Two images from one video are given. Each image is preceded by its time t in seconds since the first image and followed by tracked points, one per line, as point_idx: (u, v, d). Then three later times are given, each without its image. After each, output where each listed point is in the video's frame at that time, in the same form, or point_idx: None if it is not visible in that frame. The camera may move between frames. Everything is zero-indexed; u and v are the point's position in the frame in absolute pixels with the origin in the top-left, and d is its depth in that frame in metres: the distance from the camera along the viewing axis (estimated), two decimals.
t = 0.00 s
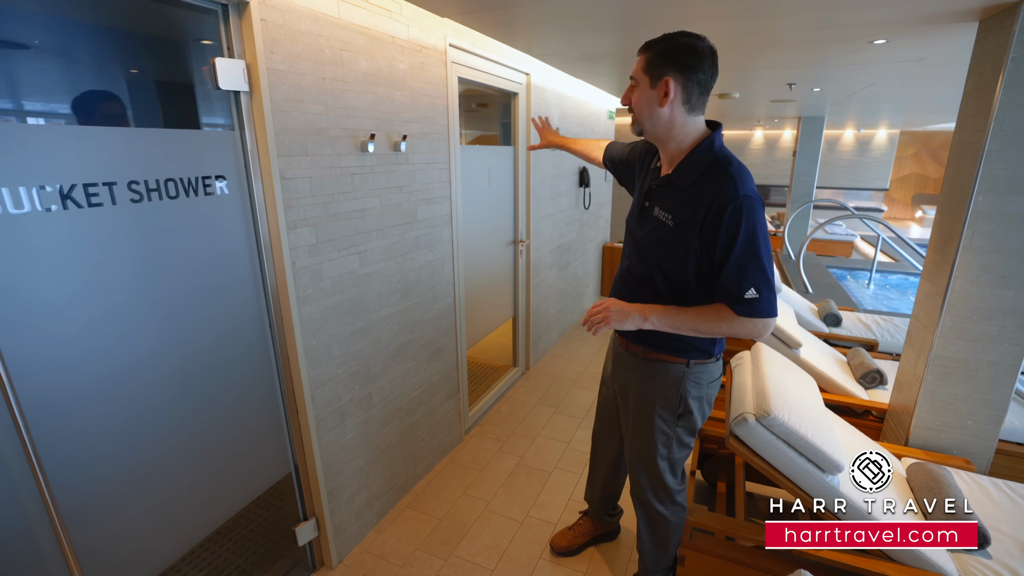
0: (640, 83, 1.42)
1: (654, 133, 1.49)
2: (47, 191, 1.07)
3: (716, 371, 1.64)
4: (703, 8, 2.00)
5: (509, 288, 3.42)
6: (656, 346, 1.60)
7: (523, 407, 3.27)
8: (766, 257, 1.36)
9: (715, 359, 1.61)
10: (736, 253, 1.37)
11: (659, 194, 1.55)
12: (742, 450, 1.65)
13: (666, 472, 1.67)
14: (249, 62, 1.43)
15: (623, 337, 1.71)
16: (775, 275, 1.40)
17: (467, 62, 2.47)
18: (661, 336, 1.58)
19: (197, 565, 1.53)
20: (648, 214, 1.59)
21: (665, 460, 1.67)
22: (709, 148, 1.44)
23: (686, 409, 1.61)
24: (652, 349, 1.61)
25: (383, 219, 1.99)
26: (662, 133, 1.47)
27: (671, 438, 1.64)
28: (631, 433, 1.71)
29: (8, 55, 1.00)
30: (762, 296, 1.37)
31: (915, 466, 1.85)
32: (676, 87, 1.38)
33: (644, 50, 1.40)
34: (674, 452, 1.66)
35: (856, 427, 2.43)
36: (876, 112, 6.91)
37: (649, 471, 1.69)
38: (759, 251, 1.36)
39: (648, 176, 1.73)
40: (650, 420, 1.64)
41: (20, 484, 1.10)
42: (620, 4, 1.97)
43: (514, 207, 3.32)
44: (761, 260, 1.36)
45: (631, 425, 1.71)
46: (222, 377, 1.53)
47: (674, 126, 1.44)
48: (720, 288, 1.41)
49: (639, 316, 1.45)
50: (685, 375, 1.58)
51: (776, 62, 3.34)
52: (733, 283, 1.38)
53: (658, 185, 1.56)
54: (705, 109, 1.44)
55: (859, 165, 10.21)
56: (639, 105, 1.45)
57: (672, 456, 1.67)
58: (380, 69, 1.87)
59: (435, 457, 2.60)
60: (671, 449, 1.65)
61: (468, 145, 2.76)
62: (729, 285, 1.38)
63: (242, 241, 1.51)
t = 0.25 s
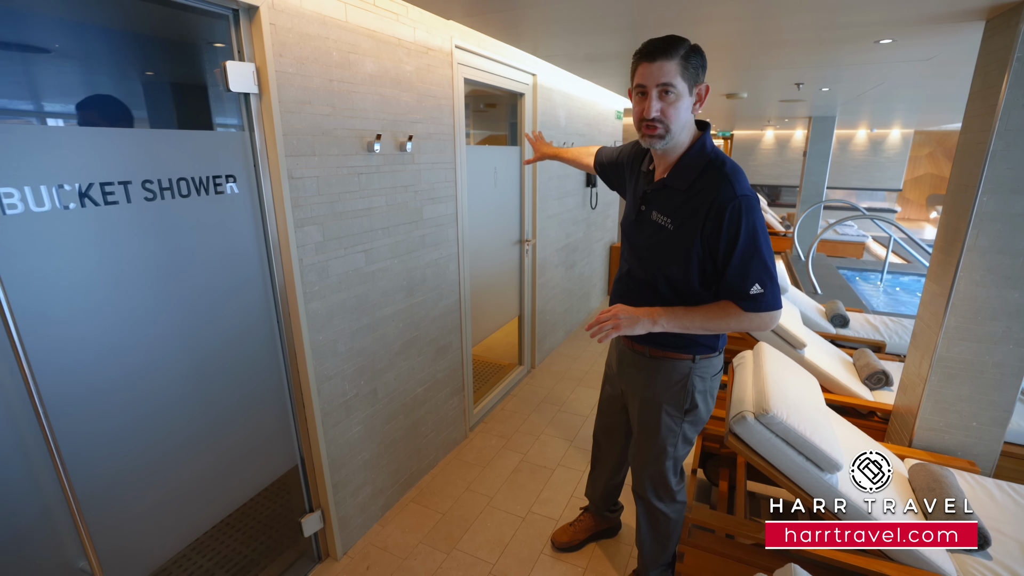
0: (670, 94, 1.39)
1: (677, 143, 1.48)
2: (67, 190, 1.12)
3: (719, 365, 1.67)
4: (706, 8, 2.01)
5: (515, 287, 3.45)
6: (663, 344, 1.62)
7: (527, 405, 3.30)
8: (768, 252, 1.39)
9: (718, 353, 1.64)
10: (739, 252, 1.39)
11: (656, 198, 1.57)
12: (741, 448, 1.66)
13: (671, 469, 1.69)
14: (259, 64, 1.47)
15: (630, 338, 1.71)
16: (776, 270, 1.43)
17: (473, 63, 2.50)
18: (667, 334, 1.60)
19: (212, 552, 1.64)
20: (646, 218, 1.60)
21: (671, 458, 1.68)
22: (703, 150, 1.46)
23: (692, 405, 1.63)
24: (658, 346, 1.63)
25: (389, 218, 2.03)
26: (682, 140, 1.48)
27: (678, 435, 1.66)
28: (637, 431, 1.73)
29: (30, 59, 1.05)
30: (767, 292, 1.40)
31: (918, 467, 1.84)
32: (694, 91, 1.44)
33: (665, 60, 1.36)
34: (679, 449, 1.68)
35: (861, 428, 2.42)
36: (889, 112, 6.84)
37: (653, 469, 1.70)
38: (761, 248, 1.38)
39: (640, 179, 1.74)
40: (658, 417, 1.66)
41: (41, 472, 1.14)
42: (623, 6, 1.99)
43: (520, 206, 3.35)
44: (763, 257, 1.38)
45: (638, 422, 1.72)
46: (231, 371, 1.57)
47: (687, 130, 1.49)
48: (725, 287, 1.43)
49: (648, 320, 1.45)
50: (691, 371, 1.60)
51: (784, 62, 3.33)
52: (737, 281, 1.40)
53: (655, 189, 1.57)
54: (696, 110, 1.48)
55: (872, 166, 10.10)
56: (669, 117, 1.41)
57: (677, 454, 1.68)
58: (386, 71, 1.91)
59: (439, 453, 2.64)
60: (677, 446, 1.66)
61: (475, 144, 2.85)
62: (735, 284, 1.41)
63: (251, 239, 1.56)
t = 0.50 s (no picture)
0: (668, 93, 1.39)
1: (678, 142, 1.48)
2: (81, 189, 1.15)
3: (717, 364, 1.68)
4: (711, 9, 2.01)
5: (521, 287, 3.46)
6: (661, 344, 1.63)
7: (533, 404, 3.30)
8: (768, 250, 1.41)
9: (716, 352, 1.65)
10: (740, 250, 1.40)
11: (655, 197, 1.57)
12: (742, 449, 1.66)
13: (671, 469, 1.69)
14: (266, 67, 1.50)
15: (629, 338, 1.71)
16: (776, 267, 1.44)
17: (479, 64, 2.52)
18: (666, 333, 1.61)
19: (219, 544, 1.66)
20: (645, 219, 1.60)
21: (671, 458, 1.68)
22: (701, 149, 1.47)
23: (692, 404, 1.64)
24: (657, 346, 1.63)
25: (395, 218, 2.06)
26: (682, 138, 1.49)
27: (678, 435, 1.66)
28: (637, 431, 1.73)
29: (48, 62, 1.08)
30: (768, 289, 1.40)
31: (923, 471, 1.81)
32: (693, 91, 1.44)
33: (661, 60, 1.36)
34: (679, 448, 1.68)
35: (868, 432, 2.39)
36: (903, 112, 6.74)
37: (653, 469, 1.71)
38: (762, 245, 1.40)
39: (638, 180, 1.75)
40: (657, 417, 1.66)
41: (55, 464, 1.18)
42: (628, 6, 1.99)
43: (526, 206, 3.36)
44: (764, 255, 1.39)
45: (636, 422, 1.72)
46: (238, 367, 1.61)
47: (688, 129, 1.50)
48: (727, 285, 1.43)
49: (651, 320, 1.43)
50: (690, 370, 1.61)
51: (793, 61, 3.31)
52: (739, 279, 1.41)
53: (654, 188, 1.57)
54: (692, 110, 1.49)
55: (887, 166, 9.95)
56: (668, 116, 1.42)
57: (677, 454, 1.68)
58: (392, 73, 1.93)
59: (443, 452, 2.66)
60: (677, 446, 1.67)
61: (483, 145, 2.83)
62: (736, 282, 1.41)
63: (258, 238, 1.59)
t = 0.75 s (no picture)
0: (638, 92, 1.44)
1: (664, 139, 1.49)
2: (99, 190, 1.18)
3: (716, 367, 1.65)
4: (723, 8, 1.99)
5: (532, 287, 3.46)
6: (657, 343, 1.61)
7: (542, 404, 3.30)
8: (768, 252, 1.38)
9: (715, 355, 1.62)
10: (738, 252, 1.38)
11: (658, 197, 1.56)
12: (750, 453, 1.65)
13: (666, 468, 1.68)
14: (278, 69, 1.53)
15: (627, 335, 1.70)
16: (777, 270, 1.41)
17: (490, 65, 2.53)
18: (662, 333, 1.59)
19: (230, 536, 1.71)
20: (648, 217, 1.60)
21: (665, 455, 1.67)
22: (706, 150, 1.45)
23: (686, 405, 1.62)
24: (653, 346, 1.62)
25: (405, 218, 2.08)
26: (674, 136, 1.48)
27: (671, 434, 1.65)
28: (632, 429, 1.72)
29: (73, 65, 1.12)
30: (766, 293, 1.38)
31: (939, 479, 1.75)
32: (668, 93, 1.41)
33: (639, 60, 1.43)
34: (675, 448, 1.67)
35: (883, 438, 2.34)
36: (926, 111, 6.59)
37: (649, 467, 1.70)
38: (761, 248, 1.37)
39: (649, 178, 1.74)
40: (651, 415, 1.65)
41: (73, 456, 1.21)
42: (639, 6, 1.98)
43: (538, 206, 3.36)
44: (763, 257, 1.37)
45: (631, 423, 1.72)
46: (249, 364, 1.64)
47: (683, 128, 1.47)
48: (724, 287, 1.42)
49: (647, 315, 1.43)
50: (685, 371, 1.59)
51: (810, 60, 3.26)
52: (736, 280, 1.39)
53: (657, 188, 1.56)
54: (700, 111, 1.47)
55: (909, 166, 9.74)
56: (639, 113, 1.47)
57: (673, 453, 1.67)
58: (403, 74, 1.95)
59: (452, 450, 2.67)
60: (671, 445, 1.66)
61: (498, 143, 2.94)
62: (733, 284, 1.39)
63: (269, 238, 1.62)
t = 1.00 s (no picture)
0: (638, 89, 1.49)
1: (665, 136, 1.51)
2: (117, 188, 1.22)
3: (711, 367, 1.62)
4: (737, 7, 1.97)
5: (543, 287, 3.46)
6: (649, 339, 1.61)
7: (553, 404, 3.30)
8: (754, 249, 1.35)
9: (709, 356, 1.60)
10: (723, 244, 1.36)
11: (659, 189, 1.56)
12: (758, 456, 1.62)
13: (664, 465, 1.66)
14: (292, 71, 1.55)
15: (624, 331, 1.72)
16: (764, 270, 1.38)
17: (503, 65, 2.54)
18: (654, 329, 1.59)
19: (244, 530, 1.76)
20: (649, 209, 1.60)
21: (663, 450, 1.65)
22: (706, 144, 1.44)
23: (678, 402, 1.60)
24: (646, 342, 1.62)
25: (416, 217, 2.10)
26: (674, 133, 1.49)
27: (665, 430, 1.63)
28: (631, 426, 1.72)
29: (99, 68, 1.17)
30: (749, 287, 1.35)
31: (957, 487, 1.68)
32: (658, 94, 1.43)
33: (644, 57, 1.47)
34: (672, 444, 1.65)
35: (900, 444, 2.29)
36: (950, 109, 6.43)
37: (650, 463, 1.69)
38: (746, 243, 1.35)
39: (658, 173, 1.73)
40: (645, 411, 1.65)
41: (91, 447, 1.25)
42: (652, 5, 1.97)
43: (550, 206, 3.36)
44: (748, 252, 1.34)
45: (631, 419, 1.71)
46: (261, 359, 1.67)
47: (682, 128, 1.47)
48: (709, 278, 1.40)
49: (633, 302, 1.46)
50: (676, 369, 1.58)
51: (828, 58, 3.20)
52: (719, 273, 1.37)
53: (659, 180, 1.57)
54: (707, 111, 1.46)
55: (933, 166, 9.51)
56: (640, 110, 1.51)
57: (671, 448, 1.65)
58: (415, 74, 1.97)
59: (462, 449, 2.68)
60: (665, 441, 1.64)
61: (511, 144, 2.92)
62: (717, 275, 1.38)
63: (281, 236, 1.65)
